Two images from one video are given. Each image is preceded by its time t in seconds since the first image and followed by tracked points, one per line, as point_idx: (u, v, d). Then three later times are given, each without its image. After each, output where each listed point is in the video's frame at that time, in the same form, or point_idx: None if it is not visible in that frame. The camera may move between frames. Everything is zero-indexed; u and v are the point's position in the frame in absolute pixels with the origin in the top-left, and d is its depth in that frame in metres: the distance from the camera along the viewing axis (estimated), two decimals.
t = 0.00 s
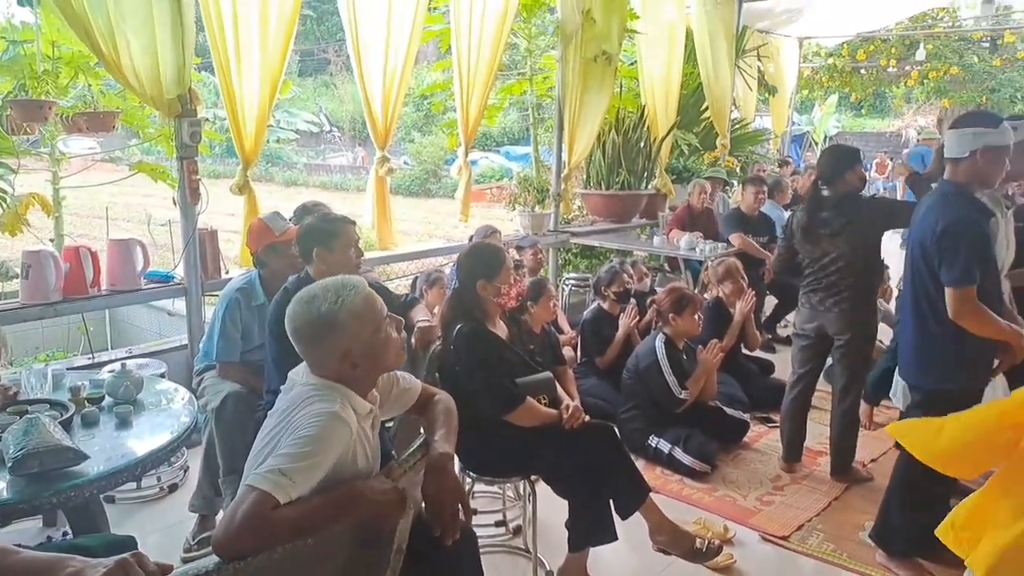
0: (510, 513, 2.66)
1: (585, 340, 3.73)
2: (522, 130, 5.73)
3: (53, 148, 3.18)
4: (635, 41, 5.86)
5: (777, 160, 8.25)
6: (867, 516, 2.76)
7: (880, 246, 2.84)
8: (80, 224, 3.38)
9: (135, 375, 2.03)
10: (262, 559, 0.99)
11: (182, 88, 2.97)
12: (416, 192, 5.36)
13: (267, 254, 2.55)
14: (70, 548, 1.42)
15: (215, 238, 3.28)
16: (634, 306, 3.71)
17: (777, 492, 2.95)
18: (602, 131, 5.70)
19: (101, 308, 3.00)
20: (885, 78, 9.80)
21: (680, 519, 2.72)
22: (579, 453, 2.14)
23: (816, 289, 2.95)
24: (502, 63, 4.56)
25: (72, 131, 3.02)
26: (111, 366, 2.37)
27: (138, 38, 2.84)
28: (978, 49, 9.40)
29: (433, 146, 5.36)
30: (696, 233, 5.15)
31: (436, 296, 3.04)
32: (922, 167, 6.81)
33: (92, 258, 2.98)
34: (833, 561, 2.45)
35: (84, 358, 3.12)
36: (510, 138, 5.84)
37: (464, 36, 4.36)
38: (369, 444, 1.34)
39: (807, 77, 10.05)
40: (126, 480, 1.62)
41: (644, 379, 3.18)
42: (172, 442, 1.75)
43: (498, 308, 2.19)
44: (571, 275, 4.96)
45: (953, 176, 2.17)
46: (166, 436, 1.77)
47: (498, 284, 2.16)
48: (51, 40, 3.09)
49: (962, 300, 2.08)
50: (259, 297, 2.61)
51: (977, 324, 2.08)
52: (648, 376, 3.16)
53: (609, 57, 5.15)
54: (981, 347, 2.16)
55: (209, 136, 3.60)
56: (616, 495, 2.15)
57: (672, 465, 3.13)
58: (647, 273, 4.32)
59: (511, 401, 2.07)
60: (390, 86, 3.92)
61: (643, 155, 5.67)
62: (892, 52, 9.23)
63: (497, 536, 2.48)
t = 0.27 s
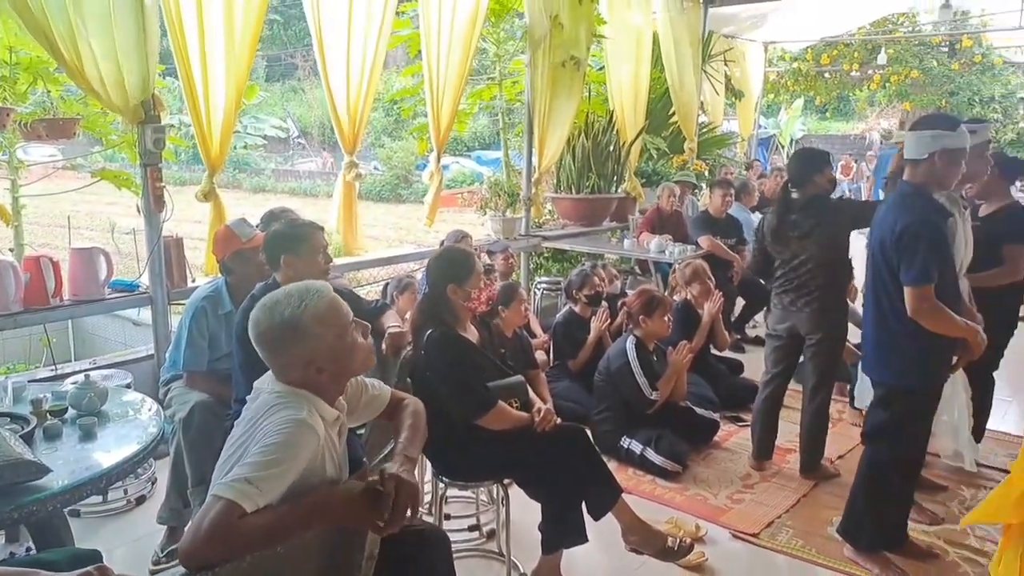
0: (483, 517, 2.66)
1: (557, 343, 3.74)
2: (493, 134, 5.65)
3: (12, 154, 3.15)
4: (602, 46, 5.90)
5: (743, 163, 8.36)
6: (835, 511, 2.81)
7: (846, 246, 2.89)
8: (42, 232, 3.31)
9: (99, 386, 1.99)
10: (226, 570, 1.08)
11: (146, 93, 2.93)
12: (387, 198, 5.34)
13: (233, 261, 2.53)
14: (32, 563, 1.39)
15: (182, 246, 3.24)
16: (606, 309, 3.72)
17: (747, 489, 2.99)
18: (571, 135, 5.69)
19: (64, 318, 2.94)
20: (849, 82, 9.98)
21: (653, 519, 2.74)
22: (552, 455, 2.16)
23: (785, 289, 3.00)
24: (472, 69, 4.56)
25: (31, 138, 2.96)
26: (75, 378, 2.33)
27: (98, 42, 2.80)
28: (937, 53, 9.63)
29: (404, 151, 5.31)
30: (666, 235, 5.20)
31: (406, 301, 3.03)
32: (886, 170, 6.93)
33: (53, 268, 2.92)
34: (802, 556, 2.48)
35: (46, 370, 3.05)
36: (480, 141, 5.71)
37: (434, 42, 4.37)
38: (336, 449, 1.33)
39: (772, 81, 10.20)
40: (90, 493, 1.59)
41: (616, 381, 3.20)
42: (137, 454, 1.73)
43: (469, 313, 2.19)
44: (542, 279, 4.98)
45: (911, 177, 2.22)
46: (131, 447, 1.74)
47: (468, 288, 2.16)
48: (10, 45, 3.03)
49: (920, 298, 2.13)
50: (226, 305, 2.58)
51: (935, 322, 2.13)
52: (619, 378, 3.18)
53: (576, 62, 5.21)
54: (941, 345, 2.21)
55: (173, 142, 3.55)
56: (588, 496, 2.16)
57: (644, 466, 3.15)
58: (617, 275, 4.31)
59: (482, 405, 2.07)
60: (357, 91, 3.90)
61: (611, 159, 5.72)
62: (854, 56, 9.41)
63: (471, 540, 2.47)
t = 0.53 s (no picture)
0: (456, 521, 2.65)
1: (529, 345, 3.76)
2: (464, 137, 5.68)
3: None
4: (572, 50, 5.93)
5: (713, 165, 8.46)
6: (803, 509, 2.85)
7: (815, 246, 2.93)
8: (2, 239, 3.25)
9: (61, 396, 1.96)
10: None
11: (111, 95, 2.90)
12: (358, 202, 5.33)
13: (199, 267, 2.50)
14: None
15: (147, 252, 3.17)
16: (578, 311, 3.73)
17: (718, 488, 3.02)
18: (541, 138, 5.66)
19: (26, 327, 2.88)
20: (815, 85, 10.15)
21: (625, 520, 2.75)
22: (524, 458, 2.16)
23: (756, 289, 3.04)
24: (441, 74, 4.56)
25: None
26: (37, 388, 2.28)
27: (61, 46, 2.74)
28: (900, 56, 9.82)
29: (375, 155, 5.39)
30: (637, 237, 5.23)
31: (378, 306, 3.01)
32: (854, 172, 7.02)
33: (14, 276, 2.86)
34: (771, 553, 2.51)
35: (8, 380, 2.99)
36: (453, 146, 5.75)
37: (404, 45, 4.35)
38: (302, 455, 1.32)
39: (740, 84, 10.33)
40: (52, 505, 1.56)
41: (588, 383, 3.21)
42: (101, 464, 1.69)
43: (439, 317, 2.18)
44: (515, 281, 4.99)
45: (870, 178, 2.27)
46: (95, 457, 1.71)
47: (438, 292, 2.16)
48: None
49: (879, 297, 2.17)
50: (193, 312, 2.55)
51: (893, 320, 2.17)
52: (592, 379, 3.20)
53: (546, 66, 5.24)
54: (899, 343, 2.25)
55: (139, 147, 3.50)
56: (560, 498, 2.17)
57: (617, 466, 3.17)
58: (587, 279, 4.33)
59: (453, 409, 2.07)
60: (326, 95, 3.87)
61: (583, 162, 5.68)
62: (820, 60, 9.57)
63: (444, 545, 2.46)
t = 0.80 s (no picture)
0: (430, 527, 2.64)
1: (504, 350, 3.75)
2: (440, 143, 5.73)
3: None
4: (546, 56, 5.95)
5: (686, 171, 8.55)
6: (775, 511, 2.88)
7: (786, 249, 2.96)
8: None
9: (23, 404, 1.91)
10: None
11: (77, 100, 2.84)
12: (331, 207, 5.31)
13: (168, 272, 2.47)
14: None
15: (114, 256, 3.11)
16: (552, 315, 3.74)
17: (691, 491, 3.04)
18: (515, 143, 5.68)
19: None
20: (786, 92, 10.30)
21: (598, 524, 2.76)
22: (497, 463, 2.16)
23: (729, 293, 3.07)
24: (415, 80, 4.55)
25: None
26: None
27: (25, 49, 2.70)
28: (868, 65, 10.00)
29: (350, 160, 5.37)
30: (611, 242, 5.26)
31: (351, 311, 2.99)
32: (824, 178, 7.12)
33: None
34: (743, 555, 2.54)
35: None
36: (428, 151, 5.81)
37: (378, 49, 4.33)
38: (271, 461, 1.31)
39: (712, 91, 10.44)
40: (13, 516, 1.52)
41: (562, 387, 3.22)
42: (64, 474, 1.66)
43: (412, 321, 2.17)
44: (489, 286, 4.98)
45: (836, 183, 2.30)
46: (58, 466, 1.68)
47: (411, 297, 2.14)
48: None
49: (844, 302, 2.20)
50: (161, 317, 2.51)
51: (857, 325, 2.21)
52: (566, 383, 3.21)
53: (520, 72, 5.26)
54: (862, 347, 2.28)
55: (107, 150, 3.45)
56: (534, 503, 2.17)
57: (591, 470, 3.17)
58: (565, 283, 4.36)
59: (427, 414, 2.06)
60: (297, 99, 3.85)
61: (556, 168, 5.74)
62: (790, 67, 9.71)
63: (417, 551, 2.45)
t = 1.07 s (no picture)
0: (414, 531, 2.63)
1: (487, 352, 3.77)
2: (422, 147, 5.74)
3: None
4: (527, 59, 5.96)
5: (668, 173, 8.60)
6: (757, 510, 2.90)
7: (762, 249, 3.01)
8: None
9: None
10: None
11: (53, 105, 2.81)
12: (315, 211, 5.30)
13: (147, 278, 2.45)
14: None
15: (94, 263, 3.05)
16: (535, 318, 3.75)
17: (674, 492, 3.05)
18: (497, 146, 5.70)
19: None
20: (766, 95, 10.40)
21: (582, 526, 2.76)
22: (480, 466, 2.16)
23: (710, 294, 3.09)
24: (396, 85, 4.54)
25: None
26: None
27: None
28: (847, 67, 10.12)
29: (332, 163, 5.30)
30: (593, 245, 5.29)
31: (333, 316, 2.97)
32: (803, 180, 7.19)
33: None
34: (726, 555, 2.55)
35: None
36: (411, 154, 5.84)
37: (359, 52, 4.32)
38: (251, 467, 1.30)
39: (693, 94, 10.53)
40: None
41: (546, 389, 3.23)
42: (42, 481, 1.64)
43: (394, 325, 2.17)
44: (473, 289, 4.99)
45: (812, 185, 2.33)
46: (35, 474, 1.66)
47: (393, 300, 2.14)
48: None
49: (822, 304, 2.23)
50: (141, 324, 2.50)
51: (835, 326, 2.23)
52: (549, 385, 3.21)
53: (502, 75, 5.27)
54: (839, 348, 2.31)
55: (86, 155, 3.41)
56: (517, 505, 2.17)
57: (574, 472, 3.18)
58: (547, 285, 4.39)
59: (409, 417, 2.06)
60: (277, 103, 3.83)
61: (539, 171, 5.75)
62: (770, 70, 9.78)
63: (402, 555, 2.44)
